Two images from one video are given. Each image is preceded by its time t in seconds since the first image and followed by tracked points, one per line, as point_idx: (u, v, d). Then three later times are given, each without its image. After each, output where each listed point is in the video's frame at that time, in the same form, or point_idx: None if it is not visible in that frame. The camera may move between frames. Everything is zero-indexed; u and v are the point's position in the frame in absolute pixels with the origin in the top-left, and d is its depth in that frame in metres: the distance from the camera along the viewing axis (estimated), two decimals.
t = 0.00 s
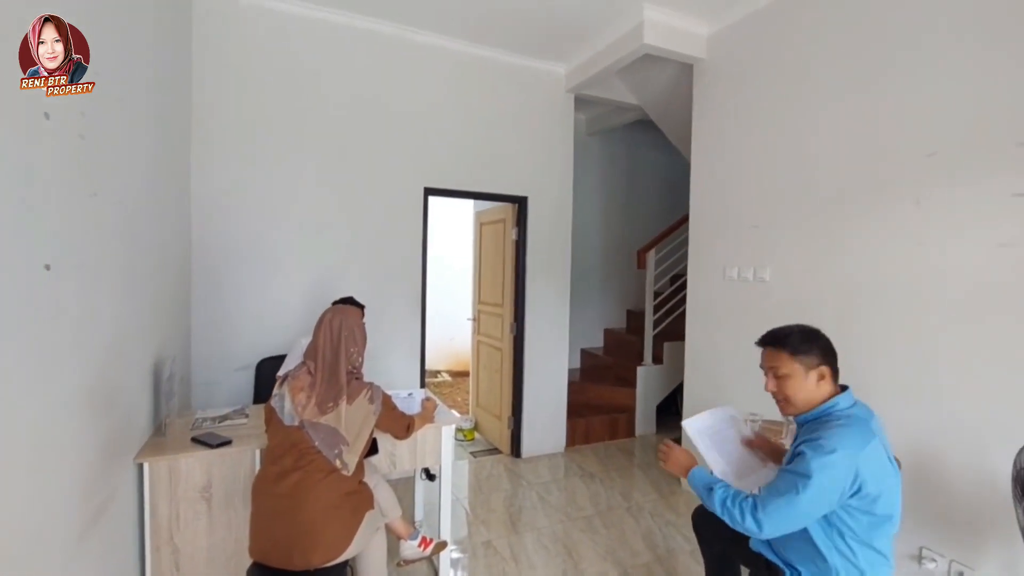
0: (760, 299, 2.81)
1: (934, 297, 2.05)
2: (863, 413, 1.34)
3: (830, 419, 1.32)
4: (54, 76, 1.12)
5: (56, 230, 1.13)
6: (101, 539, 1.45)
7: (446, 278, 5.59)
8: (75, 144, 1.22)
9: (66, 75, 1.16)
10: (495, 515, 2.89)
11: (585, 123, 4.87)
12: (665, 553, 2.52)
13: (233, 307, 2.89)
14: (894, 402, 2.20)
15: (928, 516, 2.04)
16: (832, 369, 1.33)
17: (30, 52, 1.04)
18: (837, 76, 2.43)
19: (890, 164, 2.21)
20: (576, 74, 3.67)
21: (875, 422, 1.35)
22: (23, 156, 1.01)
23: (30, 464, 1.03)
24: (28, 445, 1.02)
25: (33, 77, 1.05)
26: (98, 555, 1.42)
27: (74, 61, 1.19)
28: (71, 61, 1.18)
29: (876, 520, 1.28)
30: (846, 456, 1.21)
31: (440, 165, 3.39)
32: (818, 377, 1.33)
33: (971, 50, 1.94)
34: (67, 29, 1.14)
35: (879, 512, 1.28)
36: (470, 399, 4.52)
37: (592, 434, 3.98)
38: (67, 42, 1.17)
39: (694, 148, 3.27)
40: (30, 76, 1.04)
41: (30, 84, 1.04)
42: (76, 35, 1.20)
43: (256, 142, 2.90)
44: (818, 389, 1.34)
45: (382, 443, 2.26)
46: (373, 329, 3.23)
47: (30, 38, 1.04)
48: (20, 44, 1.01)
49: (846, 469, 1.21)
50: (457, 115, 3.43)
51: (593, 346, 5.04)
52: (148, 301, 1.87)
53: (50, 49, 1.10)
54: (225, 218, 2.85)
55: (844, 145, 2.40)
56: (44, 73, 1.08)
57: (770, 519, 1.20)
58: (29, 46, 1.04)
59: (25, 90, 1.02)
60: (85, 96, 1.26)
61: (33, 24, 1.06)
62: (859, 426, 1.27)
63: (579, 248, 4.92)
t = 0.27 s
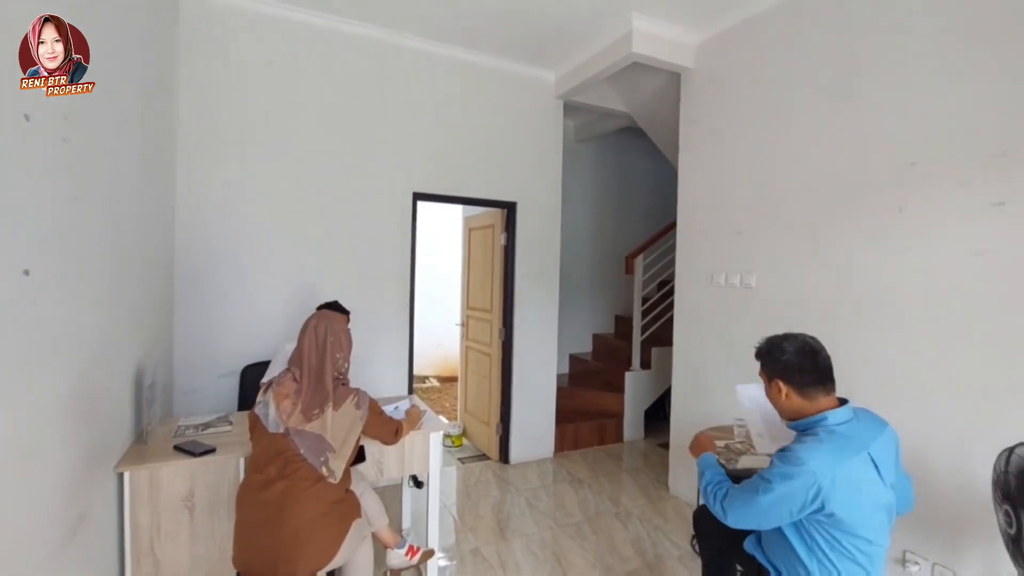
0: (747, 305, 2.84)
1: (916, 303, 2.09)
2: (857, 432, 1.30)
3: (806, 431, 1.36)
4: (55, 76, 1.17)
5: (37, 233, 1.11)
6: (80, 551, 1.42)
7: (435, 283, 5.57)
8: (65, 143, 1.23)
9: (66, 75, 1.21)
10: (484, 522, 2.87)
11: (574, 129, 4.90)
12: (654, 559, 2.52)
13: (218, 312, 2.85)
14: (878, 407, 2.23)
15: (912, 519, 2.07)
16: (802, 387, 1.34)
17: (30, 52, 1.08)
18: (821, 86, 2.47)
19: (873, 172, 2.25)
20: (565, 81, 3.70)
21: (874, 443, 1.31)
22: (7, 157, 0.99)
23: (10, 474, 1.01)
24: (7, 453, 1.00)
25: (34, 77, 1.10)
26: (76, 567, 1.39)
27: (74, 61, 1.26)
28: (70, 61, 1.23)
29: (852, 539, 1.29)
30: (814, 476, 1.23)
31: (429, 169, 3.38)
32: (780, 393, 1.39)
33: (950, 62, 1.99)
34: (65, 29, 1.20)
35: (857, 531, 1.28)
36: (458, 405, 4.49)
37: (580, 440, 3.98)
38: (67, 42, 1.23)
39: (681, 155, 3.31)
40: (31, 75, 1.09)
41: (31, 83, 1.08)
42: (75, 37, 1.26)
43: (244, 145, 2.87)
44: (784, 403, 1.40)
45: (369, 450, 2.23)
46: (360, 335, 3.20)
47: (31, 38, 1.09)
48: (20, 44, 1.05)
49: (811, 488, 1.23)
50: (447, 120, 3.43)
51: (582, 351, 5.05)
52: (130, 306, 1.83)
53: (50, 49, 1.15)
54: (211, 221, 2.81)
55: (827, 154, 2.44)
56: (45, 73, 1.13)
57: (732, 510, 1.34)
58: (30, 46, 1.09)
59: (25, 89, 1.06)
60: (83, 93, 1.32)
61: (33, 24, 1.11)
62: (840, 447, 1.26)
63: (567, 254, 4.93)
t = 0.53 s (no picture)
0: (737, 310, 2.86)
1: (904, 308, 2.12)
2: (854, 442, 1.31)
3: (805, 435, 1.37)
4: (55, 76, 1.21)
5: (24, 237, 1.09)
6: (65, 559, 1.39)
7: (427, 287, 5.55)
8: (60, 142, 1.25)
9: (66, 74, 1.27)
10: (475, 527, 2.86)
11: (567, 133, 4.92)
12: (646, 564, 2.52)
13: (207, 315, 2.82)
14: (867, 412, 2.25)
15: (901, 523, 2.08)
16: (806, 395, 1.35)
17: (31, 52, 1.12)
18: (810, 93, 2.51)
19: (861, 179, 2.29)
20: (558, 86, 3.71)
21: (873, 453, 1.31)
22: None
23: None
24: None
25: (35, 77, 1.13)
26: None
27: (74, 61, 1.32)
28: (70, 61, 1.29)
29: (841, 547, 1.31)
30: (799, 480, 1.26)
31: (421, 173, 3.38)
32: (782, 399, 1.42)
33: (936, 72, 2.03)
34: (65, 29, 1.24)
35: (846, 539, 1.30)
36: (450, 409, 4.47)
37: (572, 444, 3.98)
38: (69, 43, 1.29)
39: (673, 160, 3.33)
40: (31, 75, 1.12)
41: (31, 82, 1.11)
42: (75, 36, 1.32)
43: (235, 147, 2.85)
44: (786, 408, 1.43)
45: (360, 455, 2.22)
46: (351, 339, 3.18)
47: (35, 39, 1.14)
48: (21, 45, 1.08)
49: (796, 492, 1.27)
50: (439, 124, 3.44)
51: (574, 355, 5.06)
52: (117, 309, 1.81)
53: (52, 48, 1.19)
54: (200, 223, 2.78)
55: (816, 160, 2.47)
56: (45, 73, 1.17)
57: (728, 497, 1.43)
58: (31, 46, 1.12)
59: (25, 89, 1.09)
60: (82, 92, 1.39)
61: (36, 24, 1.15)
62: (832, 454, 1.28)
63: (559, 258, 4.94)
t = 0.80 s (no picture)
0: (726, 313, 2.89)
1: (889, 312, 2.15)
2: (853, 442, 1.33)
3: (803, 434, 1.39)
4: (57, 76, 1.27)
5: (9, 237, 1.08)
6: (47, 567, 1.36)
7: (417, 289, 5.53)
8: (56, 140, 1.29)
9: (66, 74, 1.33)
10: (465, 530, 2.85)
11: (558, 137, 4.94)
12: (635, 567, 2.53)
13: (194, 317, 2.78)
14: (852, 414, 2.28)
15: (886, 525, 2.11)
16: (811, 394, 1.37)
17: (31, 52, 1.16)
18: (798, 100, 2.54)
19: (848, 185, 2.32)
20: (550, 89, 3.73)
21: (869, 455, 1.34)
22: None
23: None
24: None
25: (36, 77, 1.18)
26: None
27: (76, 61, 1.38)
28: (70, 61, 1.35)
29: (836, 545, 1.32)
30: (801, 475, 1.27)
31: (413, 175, 3.37)
32: (786, 399, 1.42)
33: (922, 80, 2.07)
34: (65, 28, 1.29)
35: (841, 537, 1.31)
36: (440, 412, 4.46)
37: (562, 447, 3.98)
38: (71, 44, 1.35)
39: (663, 165, 3.35)
40: (32, 75, 1.16)
41: (33, 82, 1.16)
42: (74, 36, 1.38)
43: (224, 147, 2.83)
44: (789, 409, 1.42)
45: (349, 460, 2.20)
46: (340, 341, 3.16)
47: (36, 39, 1.18)
48: (22, 45, 1.12)
49: (797, 486, 1.28)
50: (431, 126, 3.43)
51: (564, 358, 5.07)
52: (103, 311, 1.78)
53: (53, 49, 1.24)
54: (188, 224, 2.75)
55: (804, 166, 2.51)
56: (47, 73, 1.22)
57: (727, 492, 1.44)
58: (33, 47, 1.17)
59: (25, 89, 1.13)
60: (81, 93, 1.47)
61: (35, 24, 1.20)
62: (833, 452, 1.30)
63: (550, 261, 4.95)
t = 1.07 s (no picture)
0: (715, 317, 2.90)
1: (875, 317, 2.18)
2: (847, 440, 1.39)
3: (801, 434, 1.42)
4: (57, 74, 1.35)
5: None
6: None
7: (407, 292, 5.50)
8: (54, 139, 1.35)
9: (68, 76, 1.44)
10: (455, 535, 2.83)
11: (549, 140, 4.95)
12: (625, 571, 2.53)
13: (180, 320, 2.74)
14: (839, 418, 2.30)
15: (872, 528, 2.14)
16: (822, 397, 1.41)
17: (32, 52, 1.22)
18: (785, 106, 2.57)
19: (834, 191, 2.35)
20: (540, 93, 3.73)
21: (860, 454, 1.39)
22: None
23: None
24: None
25: (36, 76, 1.24)
26: None
27: (77, 62, 1.49)
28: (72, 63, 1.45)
29: (834, 545, 1.34)
30: (808, 469, 1.30)
31: (403, 178, 3.35)
32: (807, 404, 1.41)
33: (907, 89, 2.10)
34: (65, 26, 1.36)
35: (838, 536, 1.34)
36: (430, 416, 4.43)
37: (552, 450, 3.98)
38: (70, 43, 1.44)
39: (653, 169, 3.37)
40: (32, 74, 1.22)
41: (33, 82, 1.22)
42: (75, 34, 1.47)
43: (212, 148, 2.79)
44: (804, 414, 1.42)
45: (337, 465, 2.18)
46: (329, 344, 3.13)
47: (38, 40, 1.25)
48: (23, 46, 1.18)
49: (802, 482, 1.31)
50: (421, 128, 3.42)
51: (554, 361, 5.07)
52: (86, 315, 1.74)
53: (53, 48, 1.32)
54: (174, 225, 2.71)
55: (791, 172, 2.54)
56: (50, 72, 1.30)
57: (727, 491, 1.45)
58: (36, 47, 1.24)
59: (26, 89, 1.18)
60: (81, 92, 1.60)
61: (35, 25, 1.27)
62: (834, 450, 1.34)
63: (541, 264, 4.95)
